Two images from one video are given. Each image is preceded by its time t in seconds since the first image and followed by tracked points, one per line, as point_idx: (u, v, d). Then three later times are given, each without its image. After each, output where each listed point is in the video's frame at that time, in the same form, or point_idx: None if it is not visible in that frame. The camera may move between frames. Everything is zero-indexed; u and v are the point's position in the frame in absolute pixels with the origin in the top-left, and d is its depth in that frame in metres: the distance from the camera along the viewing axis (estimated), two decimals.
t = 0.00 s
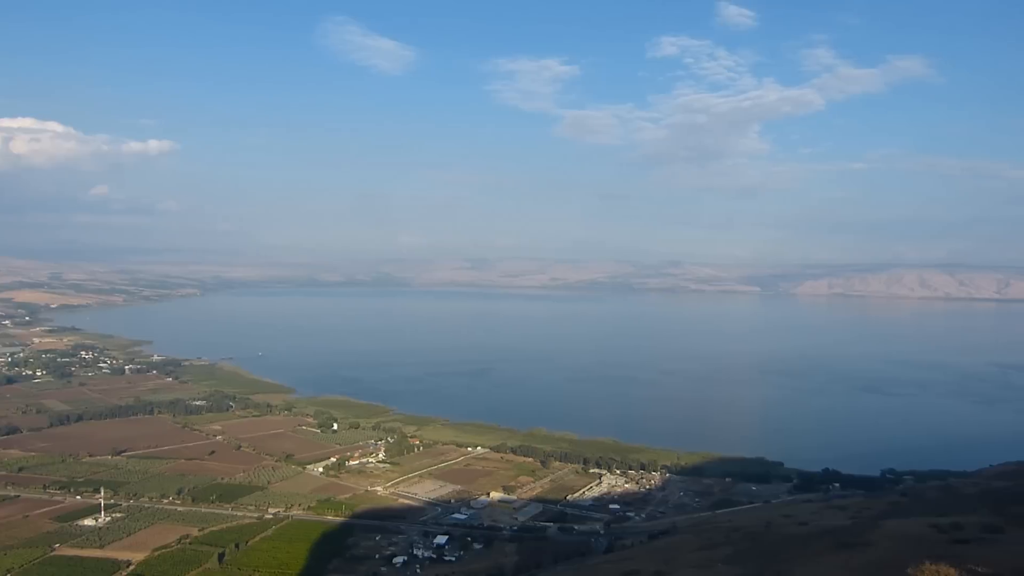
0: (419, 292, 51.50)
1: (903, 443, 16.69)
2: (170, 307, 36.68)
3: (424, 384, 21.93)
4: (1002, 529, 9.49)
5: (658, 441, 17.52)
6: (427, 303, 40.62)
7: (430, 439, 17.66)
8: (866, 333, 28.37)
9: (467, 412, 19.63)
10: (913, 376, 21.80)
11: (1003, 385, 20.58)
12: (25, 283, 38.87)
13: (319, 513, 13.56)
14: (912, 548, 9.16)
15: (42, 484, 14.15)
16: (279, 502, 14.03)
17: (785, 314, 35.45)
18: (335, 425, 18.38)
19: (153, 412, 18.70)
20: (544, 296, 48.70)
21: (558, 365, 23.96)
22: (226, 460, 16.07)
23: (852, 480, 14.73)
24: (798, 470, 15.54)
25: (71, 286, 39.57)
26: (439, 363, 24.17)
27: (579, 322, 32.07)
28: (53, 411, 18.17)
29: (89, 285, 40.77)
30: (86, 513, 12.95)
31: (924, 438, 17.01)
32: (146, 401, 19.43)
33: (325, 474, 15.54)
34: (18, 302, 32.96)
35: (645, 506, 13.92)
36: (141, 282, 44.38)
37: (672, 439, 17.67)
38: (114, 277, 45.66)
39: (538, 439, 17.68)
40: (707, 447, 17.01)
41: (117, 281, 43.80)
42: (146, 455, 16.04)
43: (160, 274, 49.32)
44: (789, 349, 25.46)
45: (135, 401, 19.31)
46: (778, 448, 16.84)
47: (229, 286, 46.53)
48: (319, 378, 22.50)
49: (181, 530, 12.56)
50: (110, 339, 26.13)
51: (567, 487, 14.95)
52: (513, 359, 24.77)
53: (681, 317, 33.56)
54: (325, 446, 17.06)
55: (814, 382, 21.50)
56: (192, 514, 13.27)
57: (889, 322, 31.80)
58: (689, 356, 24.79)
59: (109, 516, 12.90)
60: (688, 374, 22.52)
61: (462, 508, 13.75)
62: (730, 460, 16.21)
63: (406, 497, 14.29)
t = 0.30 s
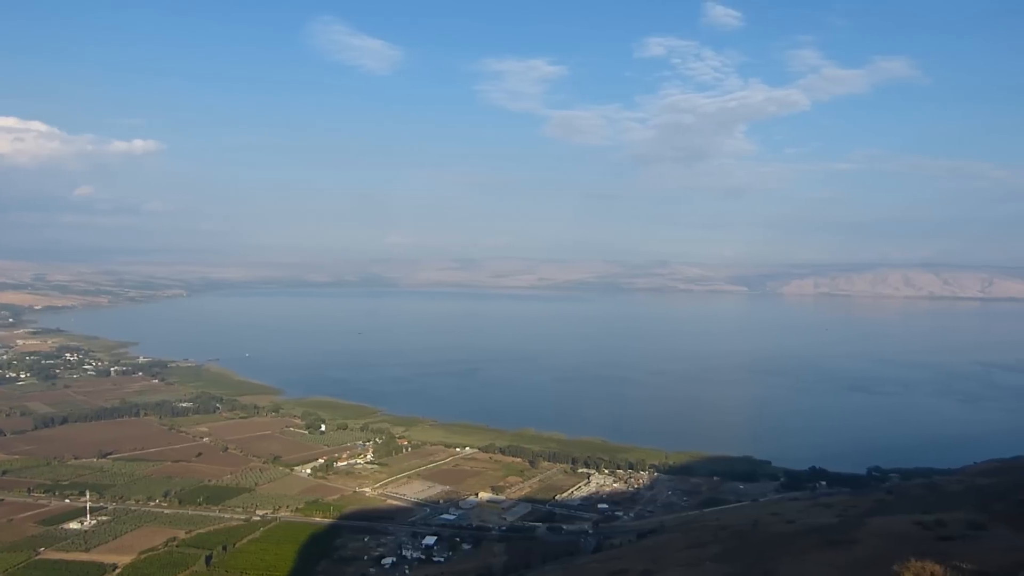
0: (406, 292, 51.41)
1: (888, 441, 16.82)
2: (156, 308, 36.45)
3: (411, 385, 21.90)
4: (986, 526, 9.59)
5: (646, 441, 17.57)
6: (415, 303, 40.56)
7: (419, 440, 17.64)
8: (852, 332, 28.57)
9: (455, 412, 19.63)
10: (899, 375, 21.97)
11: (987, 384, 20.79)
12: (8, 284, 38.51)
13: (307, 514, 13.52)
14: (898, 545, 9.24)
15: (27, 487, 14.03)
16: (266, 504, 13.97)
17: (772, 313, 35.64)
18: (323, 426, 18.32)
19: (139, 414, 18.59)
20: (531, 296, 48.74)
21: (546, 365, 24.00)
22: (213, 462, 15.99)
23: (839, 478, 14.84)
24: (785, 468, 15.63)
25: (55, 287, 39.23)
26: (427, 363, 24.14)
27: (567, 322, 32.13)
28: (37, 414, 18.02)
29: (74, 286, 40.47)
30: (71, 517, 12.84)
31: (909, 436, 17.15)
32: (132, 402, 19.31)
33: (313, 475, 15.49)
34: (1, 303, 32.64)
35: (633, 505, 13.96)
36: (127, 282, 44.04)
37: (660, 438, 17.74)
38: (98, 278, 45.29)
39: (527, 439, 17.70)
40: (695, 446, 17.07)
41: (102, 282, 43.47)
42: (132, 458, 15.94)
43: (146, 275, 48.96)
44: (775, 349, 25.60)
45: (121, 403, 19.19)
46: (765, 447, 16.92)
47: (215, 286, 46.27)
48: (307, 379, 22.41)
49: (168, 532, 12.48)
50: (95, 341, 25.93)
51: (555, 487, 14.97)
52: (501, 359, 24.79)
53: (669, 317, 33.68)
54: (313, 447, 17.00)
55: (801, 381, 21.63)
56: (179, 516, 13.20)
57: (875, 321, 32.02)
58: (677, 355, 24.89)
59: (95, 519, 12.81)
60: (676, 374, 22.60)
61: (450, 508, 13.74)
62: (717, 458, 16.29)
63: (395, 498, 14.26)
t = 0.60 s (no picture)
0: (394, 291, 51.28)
1: (874, 440, 16.93)
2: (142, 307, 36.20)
3: (399, 384, 21.86)
4: (970, 524, 9.66)
5: (633, 440, 17.60)
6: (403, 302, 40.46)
7: (406, 439, 17.61)
8: (838, 331, 28.71)
9: (443, 412, 19.61)
10: (884, 374, 22.11)
11: (971, 383, 20.95)
12: None
13: (294, 514, 13.47)
14: (883, 543, 9.30)
15: (10, 488, 13.90)
16: (252, 504, 13.91)
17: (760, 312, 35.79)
18: (310, 426, 18.26)
19: (124, 414, 18.46)
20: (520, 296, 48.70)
21: (534, 364, 24.00)
22: (199, 462, 15.90)
23: (825, 476, 14.92)
24: (771, 467, 15.69)
25: (39, 287, 38.87)
26: (414, 362, 24.10)
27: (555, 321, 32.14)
28: (21, 414, 17.86)
29: (58, 285, 40.12)
30: (55, 518, 12.74)
31: (894, 434, 17.26)
32: (117, 402, 19.18)
33: (300, 475, 15.43)
34: None
35: (620, 504, 13.99)
36: (112, 282, 43.70)
37: (648, 437, 17.78)
38: (83, 277, 44.92)
39: (514, 439, 17.70)
40: (682, 446, 17.12)
41: (87, 281, 43.11)
42: (117, 458, 15.83)
43: (131, 274, 48.58)
44: (762, 348, 25.71)
45: (106, 403, 19.07)
46: (752, 445, 16.99)
47: (202, 286, 46.01)
48: (294, 378, 22.32)
49: (153, 533, 12.41)
50: (79, 340, 25.73)
51: (543, 486, 14.98)
52: (488, 358, 24.78)
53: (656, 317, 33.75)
54: (300, 447, 16.95)
55: (787, 380, 21.73)
56: (164, 517, 13.13)
57: (861, 320, 32.20)
58: (664, 354, 24.96)
59: (79, 520, 12.71)
60: (663, 373, 22.66)
61: (438, 508, 13.72)
62: (704, 457, 16.35)
63: (382, 498, 14.23)
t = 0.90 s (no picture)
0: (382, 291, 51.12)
1: (861, 439, 17.03)
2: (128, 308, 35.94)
3: (387, 384, 21.82)
4: (955, 521, 9.74)
5: (622, 440, 17.64)
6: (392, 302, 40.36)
7: (395, 440, 17.57)
8: (825, 331, 28.86)
9: (431, 412, 19.59)
10: (871, 373, 22.24)
11: (957, 381, 21.11)
12: None
13: (282, 515, 13.42)
14: (869, 541, 9.36)
15: None
16: (240, 505, 13.85)
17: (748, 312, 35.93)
18: (298, 427, 18.20)
19: (110, 415, 18.34)
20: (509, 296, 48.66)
21: (522, 364, 24.02)
22: (186, 464, 15.82)
23: (812, 475, 15.00)
24: (759, 466, 15.77)
25: (23, 287, 38.52)
26: (403, 363, 24.06)
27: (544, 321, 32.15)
28: (5, 415, 17.71)
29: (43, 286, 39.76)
30: (40, 520, 12.64)
31: (880, 433, 17.37)
32: (103, 404, 19.04)
33: (288, 476, 15.38)
34: None
35: (609, 504, 14.01)
36: (97, 282, 43.35)
37: (635, 436, 17.82)
38: (67, 277, 44.55)
39: (503, 439, 17.70)
40: (670, 445, 17.18)
41: (72, 281, 42.76)
42: (104, 459, 15.73)
43: (116, 275, 48.21)
44: (749, 347, 25.82)
45: (91, 404, 18.93)
46: (739, 445, 17.06)
47: (188, 286, 45.72)
48: (282, 379, 22.24)
49: (140, 535, 12.33)
50: (64, 341, 25.52)
51: (532, 486, 14.99)
52: (477, 358, 24.77)
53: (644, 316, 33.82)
54: (288, 448, 16.89)
55: (775, 379, 21.84)
56: (152, 519, 13.06)
57: (848, 319, 32.38)
58: (652, 354, 25.03)
59: (64, 523, 12.62)
60: (651, 372, 22.73)
61: (426, 508, 13.70)
62: (692, 456, 16.41)
63: (370, 498, 14.20)
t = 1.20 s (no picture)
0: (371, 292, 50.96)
1: (847, 441, 17.14)
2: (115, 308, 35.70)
3: (375, 386, 21.78)
4: (941, 522, 9.82)
5: (610, 441, 17.67)
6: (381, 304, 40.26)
7: (383, 441, 17.53)
8: (813, 333, 29.03)
9: (419, 414, 19.56)
10: (858, 375, 22.38)
11: (942, 384, 21.28)
12: None
13: (269, 517, 13.37)
14: (855, 543, 9.41)
15: None
16: (228, 507, 13.78)
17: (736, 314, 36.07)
18: (286, 428, 18.13)
19: (96, 417, 18.21)
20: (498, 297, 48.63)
21: (511, 366, 24.03)
22: (173, 466, 15.72)
23: (799, 477, 15.08)
24: (746, 468, 15.83)
25: (8, 287, 38.21)
26: (392, 364, 24.02)
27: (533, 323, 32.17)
28: None
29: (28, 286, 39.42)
30: (24, 522, 12.53)
31: (867, 435, 17.48)
32: (89, 405, 18.90)
33: (276, 478, 15.32)
34: None
35: (598, 505, 14.03)
36: (83, 282, 43.03)
37: (623, 438, 17.87)
38: (53, 278, 44.21)
39: (491, 440, 17.70)
40: (658, 446, 17.23)
41: (57, 282, 42.44)
42: (89, 462, 15.61)
43: (103, 275, 47.86)
44: (737, 349, 25.93)
45: (77, 406, 18.78)
46: (726, 447, 17.13)
47: (176, 287, 45.47)
48: (270, 380, 22.16)
49: (126, 537, 12.25)
50: (50, 342, 25.32)
51: (520, 488, 14.99)
52: (466, 359, 24.77)
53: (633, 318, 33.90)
54: (276, 450, 16.82)
55: (763, 381, 21.94)
56: (138, 521, 12.97)
57: (835, 322, 32.57)
58: (641, 356, 25.11)
59: (49, 525, 12.51)
60: (640, 374, 22.79)
61: (415, 510, 13.68)
62: (679, 458, 16.47)
63: (359, 500, 14.16)
